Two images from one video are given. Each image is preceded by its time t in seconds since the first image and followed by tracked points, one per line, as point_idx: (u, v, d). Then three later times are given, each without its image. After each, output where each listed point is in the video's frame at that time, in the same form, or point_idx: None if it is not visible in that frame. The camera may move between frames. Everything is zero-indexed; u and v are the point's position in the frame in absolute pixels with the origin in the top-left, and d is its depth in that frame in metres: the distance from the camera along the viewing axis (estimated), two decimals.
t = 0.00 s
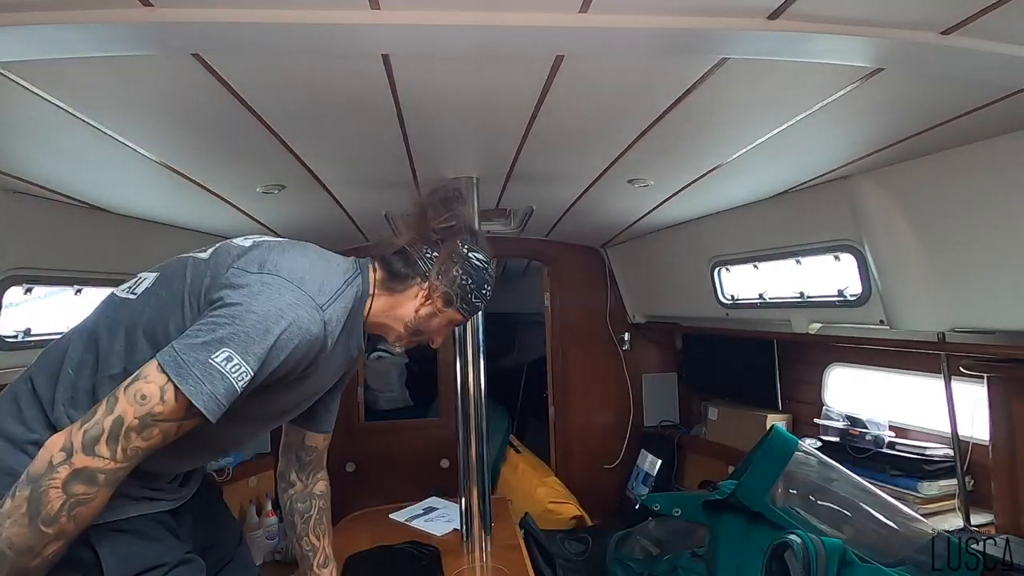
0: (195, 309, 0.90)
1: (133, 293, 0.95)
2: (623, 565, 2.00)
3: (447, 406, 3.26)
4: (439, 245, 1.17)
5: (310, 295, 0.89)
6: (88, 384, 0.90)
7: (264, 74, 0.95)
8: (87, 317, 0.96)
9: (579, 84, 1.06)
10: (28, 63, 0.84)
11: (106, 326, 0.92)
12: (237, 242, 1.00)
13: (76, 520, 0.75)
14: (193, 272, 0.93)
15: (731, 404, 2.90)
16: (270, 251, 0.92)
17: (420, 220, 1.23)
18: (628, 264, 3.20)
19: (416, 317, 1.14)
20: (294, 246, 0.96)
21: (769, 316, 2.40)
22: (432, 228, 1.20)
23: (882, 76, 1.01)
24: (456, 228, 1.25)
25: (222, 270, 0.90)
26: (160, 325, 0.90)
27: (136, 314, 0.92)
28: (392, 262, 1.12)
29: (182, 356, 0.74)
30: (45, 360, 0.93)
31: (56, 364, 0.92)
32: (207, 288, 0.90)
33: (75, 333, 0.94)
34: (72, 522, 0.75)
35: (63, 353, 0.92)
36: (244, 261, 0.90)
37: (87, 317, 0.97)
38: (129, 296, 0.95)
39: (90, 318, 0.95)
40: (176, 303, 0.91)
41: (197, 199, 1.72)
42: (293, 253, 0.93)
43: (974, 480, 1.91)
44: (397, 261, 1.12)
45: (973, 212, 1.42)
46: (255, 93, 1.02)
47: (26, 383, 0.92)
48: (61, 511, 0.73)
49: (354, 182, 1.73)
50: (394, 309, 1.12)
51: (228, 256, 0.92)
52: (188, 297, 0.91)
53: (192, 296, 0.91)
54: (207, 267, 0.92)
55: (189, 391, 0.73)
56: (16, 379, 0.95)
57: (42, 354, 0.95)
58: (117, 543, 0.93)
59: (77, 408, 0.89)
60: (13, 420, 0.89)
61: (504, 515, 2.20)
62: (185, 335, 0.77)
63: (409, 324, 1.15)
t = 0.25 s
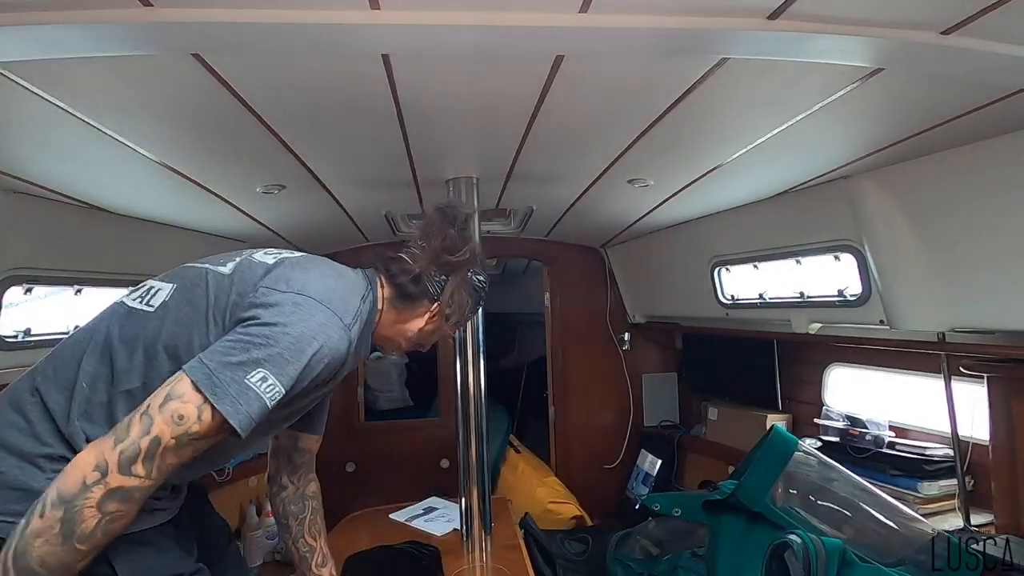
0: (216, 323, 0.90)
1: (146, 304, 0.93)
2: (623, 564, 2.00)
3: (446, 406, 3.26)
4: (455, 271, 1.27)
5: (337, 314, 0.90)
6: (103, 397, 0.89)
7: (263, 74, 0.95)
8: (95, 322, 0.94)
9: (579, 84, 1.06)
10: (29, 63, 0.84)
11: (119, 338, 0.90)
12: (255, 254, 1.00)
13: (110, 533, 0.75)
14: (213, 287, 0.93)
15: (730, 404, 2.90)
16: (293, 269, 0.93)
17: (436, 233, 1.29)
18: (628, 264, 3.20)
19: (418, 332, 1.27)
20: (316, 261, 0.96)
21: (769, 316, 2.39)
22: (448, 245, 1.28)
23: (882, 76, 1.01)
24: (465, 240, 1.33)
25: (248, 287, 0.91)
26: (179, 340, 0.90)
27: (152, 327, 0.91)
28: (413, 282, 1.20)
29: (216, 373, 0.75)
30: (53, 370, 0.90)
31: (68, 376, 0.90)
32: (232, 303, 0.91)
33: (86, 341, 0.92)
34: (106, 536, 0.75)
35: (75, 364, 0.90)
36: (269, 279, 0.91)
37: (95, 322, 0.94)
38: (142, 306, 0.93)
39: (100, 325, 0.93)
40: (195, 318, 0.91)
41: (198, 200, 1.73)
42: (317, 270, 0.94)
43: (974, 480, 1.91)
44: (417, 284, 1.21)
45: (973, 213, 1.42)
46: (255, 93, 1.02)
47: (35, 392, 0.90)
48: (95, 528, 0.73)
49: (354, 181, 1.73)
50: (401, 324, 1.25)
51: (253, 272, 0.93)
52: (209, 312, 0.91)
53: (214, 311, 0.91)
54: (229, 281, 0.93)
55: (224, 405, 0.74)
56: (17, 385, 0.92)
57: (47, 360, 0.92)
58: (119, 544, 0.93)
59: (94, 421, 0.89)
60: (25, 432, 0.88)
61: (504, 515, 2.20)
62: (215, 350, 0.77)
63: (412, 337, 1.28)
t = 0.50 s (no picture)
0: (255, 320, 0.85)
1: (174, 298, 0.85)
2: (623, 564, 2.00)
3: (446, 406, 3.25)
4: (443, 257, 1.28)
5: (369, 302, 0.88)
6: (136, 394, 0.82)
7: (263, 75, 0.95)
8: (113, 315, 0.84)
9: (579, 84, 1.06)
10: (28, 62, 0.84)
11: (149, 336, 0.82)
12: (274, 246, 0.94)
13: (248, 533, 0.70)
14: (244, 280, 0.86)
15: (731, 404, 2.90)
16: (316, 260, 0.89)
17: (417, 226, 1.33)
18: (628, 264, 3.20)
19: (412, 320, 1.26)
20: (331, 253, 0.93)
21: (769, 316, 2.39)
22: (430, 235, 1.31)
23: (882, 76, 1.01)
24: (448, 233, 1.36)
25: (281, 282, 0.86)
26: (217, 336, 0.83)
27: (183, 323, 0.83)
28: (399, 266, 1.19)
29: (273, 368, 0.72)
30: (75, 366, 0.81)
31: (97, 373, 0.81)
32: (269, 297, 0.86)
33: (109, 335, 0.83)
34: (248, 538, 0.71)
35: (103, 362, 0.82)
36: (299, 273, 0.87)
37: (112, 314, 0.84)
38: (170, 300, 0.84)
39: (122, 317, 0.84)
40: (232, 314, 0.84)
41: (198, 200, 1.73)
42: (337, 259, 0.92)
43: (974, 480, 1.91)
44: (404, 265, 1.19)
45: (973, 212, 1.42)
46: (255, 93, 1.02)
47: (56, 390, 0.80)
48: (221, 536, 0.69)
49: (355, 181, 1.72)
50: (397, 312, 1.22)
51: (281, 266, 0.88)
52: (244, 307, 0.85)
53: (249, 308, 0.85)
54: (257, 275, 0.87)
55: (288, 394, 0.71)
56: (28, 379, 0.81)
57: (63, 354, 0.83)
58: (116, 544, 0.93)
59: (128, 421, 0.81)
60: (53, 432, 0.79)
61: (504, 516, 2.19)
62: (263, 350, 0.75)
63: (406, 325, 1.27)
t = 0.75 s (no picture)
0: (301, 336, 1.02)
1: (222, 313, 0.96)
2: (622, 564, 2.00)
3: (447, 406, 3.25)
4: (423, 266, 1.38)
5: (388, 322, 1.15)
6: (190, 407, 0.89)
7: (263, 75, 0.95)
8: (156, 325, 0.90)
9: (579, 85, 1.06)
10: (28, 62, 0.84)
11: (209, 348, 0.92)
12: (292, 266, 1.09)
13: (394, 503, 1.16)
14: (285, 301, 1.02)
15: (731, 404, 2.90)
16: (339, 282, 1.11)
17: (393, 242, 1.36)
18: (628, 264, 3.20)
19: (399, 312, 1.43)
20: (338, 272, 1.14)
21: (770, 316, 2.39)
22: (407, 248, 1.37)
23: (883, 76, 1.01)
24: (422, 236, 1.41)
25: (323, 304, 1.05)
26: (269, 352, 0.98)
27: (237, 339, 0.95)
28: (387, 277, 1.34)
29: (371, 396, 1.07)
30: (128, 376, 0.85)
31: (152, 383, 0.86)
32: (313, 322, 1.04)
33: (156, 347, 0.88)
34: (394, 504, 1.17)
35: (158, 373, 0.87)
36: (334, 297, 1.08)
37: (155, 325, 0.90)
38: (222, 316, 0.95)
39: (172, 334, 0.90)
40: (279, 331, 1.00)
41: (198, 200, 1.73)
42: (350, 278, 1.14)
43: (974, 481, 1.91)
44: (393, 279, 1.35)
45: (972, 212, 1.42)
46: (255, 94, 1.02)
47: (107, 401, 0.83)
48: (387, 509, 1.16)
49: (355, 181, 1.73)
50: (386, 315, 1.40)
51: (315, 289, 1.07)
52: (288, 324, 1.01)
53: (295, 326, 1.02)
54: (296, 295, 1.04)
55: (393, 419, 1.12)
56: (65, 388, 0.82)
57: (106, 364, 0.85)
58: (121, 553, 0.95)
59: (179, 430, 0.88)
60: (103, 442, 0.82)
61: (503, 515, 2.20)
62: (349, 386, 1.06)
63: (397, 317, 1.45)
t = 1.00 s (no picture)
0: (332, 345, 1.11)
1: (265, 324, 1.03)
2: (622, 564, 1.99)
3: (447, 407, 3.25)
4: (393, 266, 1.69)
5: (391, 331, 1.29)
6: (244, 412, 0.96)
7: (263, 75, 0.95)
8: (209, 337, 0.95)
9: (579, 84, 1.06)
10: (28, 62, 0.84)
11: (260, 358, 0.99)
12: (311, 278, 1.18)
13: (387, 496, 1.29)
14: (315, 310, 1.12)
15: (731, 404, 2.90)
16: (354, 295, 1.22)
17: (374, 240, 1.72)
18: (628, 264, 3.20)
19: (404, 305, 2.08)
20: (349, 282, 1.25)
21: (770, 317, 2.39)
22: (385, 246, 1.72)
23: (884, 75, 1.01)
24: (402, 242, 1.79)
25: (347, 315, 1.16)
26: (309, 359, 1.06)
27: (281, 346, 1.03)
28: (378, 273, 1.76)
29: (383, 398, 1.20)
30: (191, 385, 0.90)
31: (213, 392, 0.92)
32: (339, 329, 1.14)
33: (213, 356, 0.94)
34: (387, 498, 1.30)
35: (218, 382, 0.93)
36: (353, 308, 1.19)
37: (207, 336, 0.95)
38: (266, 326, 1.02)
39: (226, 344, 0.96)
40: (314, 338, 1.08)
41: (198, 200, 1.73)
42: (361, 290, 1.25)
43: (974, 480, 1.91)
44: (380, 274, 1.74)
45: (972, 212, 1.42)
46: (255, 94, 1.02)
47: (172, 409, 0.88)
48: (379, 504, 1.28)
49: (355, 182, 1.73)
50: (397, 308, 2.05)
51: (339, 300, 1.17)
52: (320, 332, 1.10)
53: (325, 334, 1.11)
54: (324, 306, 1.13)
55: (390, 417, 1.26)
56: (130, 399, 0.86)
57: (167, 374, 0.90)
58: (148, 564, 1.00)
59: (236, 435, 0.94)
60: (167, 449, 0.86)
61: (503, 515, 2.20)
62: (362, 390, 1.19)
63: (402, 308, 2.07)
